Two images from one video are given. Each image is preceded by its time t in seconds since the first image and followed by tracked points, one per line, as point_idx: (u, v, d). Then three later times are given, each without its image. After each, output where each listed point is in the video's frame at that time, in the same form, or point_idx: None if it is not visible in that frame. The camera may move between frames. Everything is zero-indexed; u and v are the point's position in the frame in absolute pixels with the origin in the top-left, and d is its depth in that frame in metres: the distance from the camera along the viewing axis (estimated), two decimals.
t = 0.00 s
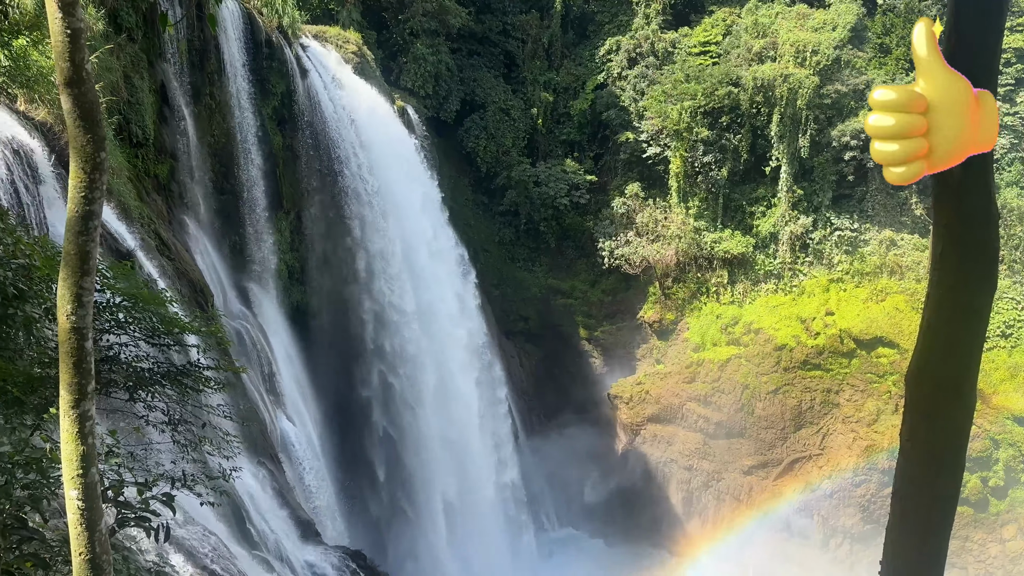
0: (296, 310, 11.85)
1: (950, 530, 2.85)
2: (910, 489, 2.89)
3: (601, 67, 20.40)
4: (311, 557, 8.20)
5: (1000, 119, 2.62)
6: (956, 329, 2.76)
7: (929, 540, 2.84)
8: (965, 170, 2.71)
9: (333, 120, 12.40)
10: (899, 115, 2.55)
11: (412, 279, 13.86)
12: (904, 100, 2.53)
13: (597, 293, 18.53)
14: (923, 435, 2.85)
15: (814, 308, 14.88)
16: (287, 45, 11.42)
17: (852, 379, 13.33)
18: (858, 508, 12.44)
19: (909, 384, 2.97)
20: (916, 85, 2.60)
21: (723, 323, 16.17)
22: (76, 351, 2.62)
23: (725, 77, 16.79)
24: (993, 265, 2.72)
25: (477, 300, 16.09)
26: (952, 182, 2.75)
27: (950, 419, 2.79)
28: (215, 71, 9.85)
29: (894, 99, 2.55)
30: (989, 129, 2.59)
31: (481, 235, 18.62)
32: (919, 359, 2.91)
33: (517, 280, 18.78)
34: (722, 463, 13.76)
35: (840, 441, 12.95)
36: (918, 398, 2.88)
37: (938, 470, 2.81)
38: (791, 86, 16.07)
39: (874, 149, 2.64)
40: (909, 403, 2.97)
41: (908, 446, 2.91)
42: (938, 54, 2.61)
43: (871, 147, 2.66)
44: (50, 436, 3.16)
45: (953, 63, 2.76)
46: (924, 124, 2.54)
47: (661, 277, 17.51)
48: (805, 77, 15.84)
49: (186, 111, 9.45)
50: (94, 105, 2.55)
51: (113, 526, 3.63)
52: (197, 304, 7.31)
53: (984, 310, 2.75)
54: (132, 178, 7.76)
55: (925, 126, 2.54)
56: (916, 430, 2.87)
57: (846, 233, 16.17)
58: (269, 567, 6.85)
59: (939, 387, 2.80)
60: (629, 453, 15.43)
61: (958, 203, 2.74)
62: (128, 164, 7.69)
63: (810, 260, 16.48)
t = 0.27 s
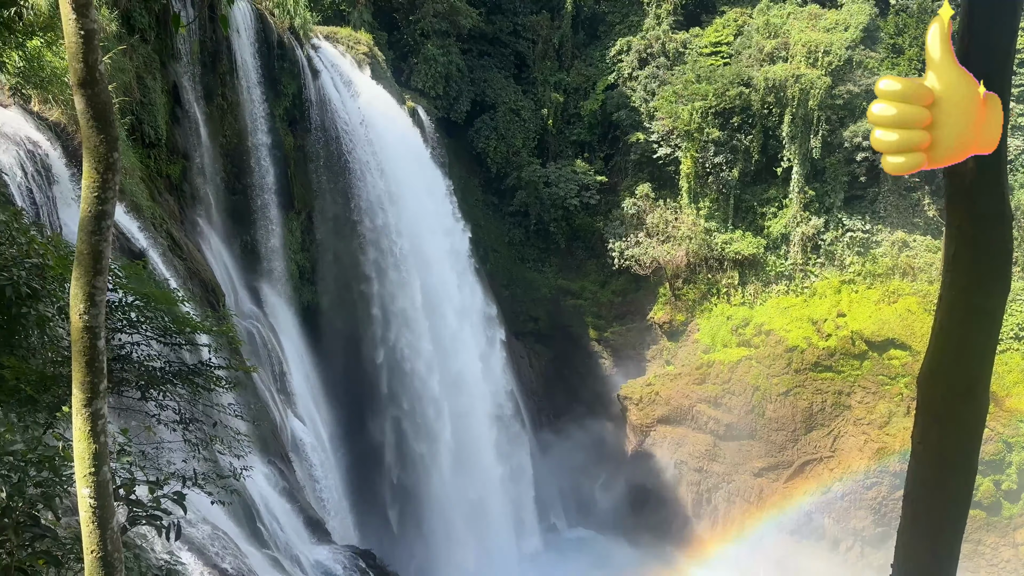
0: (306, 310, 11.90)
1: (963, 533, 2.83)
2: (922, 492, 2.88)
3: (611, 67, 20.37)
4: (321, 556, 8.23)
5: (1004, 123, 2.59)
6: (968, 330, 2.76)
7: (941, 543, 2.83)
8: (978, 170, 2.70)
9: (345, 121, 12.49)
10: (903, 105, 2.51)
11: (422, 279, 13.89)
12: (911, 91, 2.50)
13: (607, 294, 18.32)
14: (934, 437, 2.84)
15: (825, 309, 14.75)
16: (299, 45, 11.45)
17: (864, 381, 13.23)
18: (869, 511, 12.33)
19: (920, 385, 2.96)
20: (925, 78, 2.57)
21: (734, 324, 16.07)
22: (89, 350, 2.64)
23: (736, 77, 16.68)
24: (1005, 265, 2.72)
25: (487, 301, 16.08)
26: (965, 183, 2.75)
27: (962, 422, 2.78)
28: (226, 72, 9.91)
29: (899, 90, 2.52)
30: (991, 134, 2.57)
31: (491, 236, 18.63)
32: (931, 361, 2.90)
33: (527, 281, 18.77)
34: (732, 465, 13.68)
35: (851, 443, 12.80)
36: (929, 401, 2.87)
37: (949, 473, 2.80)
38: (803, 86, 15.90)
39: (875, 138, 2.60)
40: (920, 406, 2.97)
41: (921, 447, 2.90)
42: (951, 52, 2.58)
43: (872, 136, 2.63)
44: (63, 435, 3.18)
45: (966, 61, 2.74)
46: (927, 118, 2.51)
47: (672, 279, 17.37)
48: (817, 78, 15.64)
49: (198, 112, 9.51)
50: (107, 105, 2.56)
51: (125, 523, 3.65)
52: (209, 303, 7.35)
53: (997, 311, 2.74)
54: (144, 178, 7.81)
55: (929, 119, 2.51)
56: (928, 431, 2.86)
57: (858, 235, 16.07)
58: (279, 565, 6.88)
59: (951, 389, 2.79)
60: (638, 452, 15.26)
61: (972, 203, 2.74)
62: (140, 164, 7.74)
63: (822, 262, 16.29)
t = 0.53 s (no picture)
0: (316, 310, 11.95)
1: (974, 533, 2.95)
2: (935, 493, 3.00)
3: (622, 68, 20.31)
4: (331, 555, 8.25)
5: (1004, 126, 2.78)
6: (979, 335, 2.91)
7: (955, 543, 2.93)
8: (992, 171, 2.87)
9: (356, 123, 12.54)
10: (907, 101, 2.73)
11: (431, 280, 13.92)
12: (912, 88, 2.72)
13: (617, 295, 18.32)
14: (947, 442, 2.96)
15: (837, 312, 14.61)
16: (310, 46, 11.48)
17: (875, 384, 13.05)
18: (881, 514, 12.24)
19: (934, 391, 3.08)
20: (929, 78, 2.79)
21: (745, 326, 15.92)
22: (101, 349, 2.64)
23: (748, 78, 16.56)
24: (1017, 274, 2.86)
25: (496, 301, 16.08)
26: (979, 184, 2.91)
27: (974, 425, 2.91)
28: (238, 73, 9.97)
29: (904, 85, 2.73)
30: (991, 134, 2.73)
31: (501, 237, 18.61)
32: (942, 370, 3.04)
33: (537, 281, 18.72)
34: (743, 467, 13.58)
35: (863, 446, 12.66)
36: (941, 407, 3.01)
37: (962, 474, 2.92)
38: (815, 86, 15.76)
39: (876, 132, 2.83)
40: (932, 412, 3.10)
41: (934, 449, 3.03)
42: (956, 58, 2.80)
43: (874, 129, 2.85)
44: (74, 434, 3.21)
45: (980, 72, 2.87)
46: (929, 114, 2.72)
47: (682, 279, 17.27)
48: (829, 78, 15.50)
49: (210, 113, 9.58)
50: (120, 105, 2.56)
51: (138, 522, 3.65)
52: (220, 303, 7.39)
53: (1009, 319, 2.88)
54: (157, 179, 7.88)
55: (929, 114, 2.72)
56: (942, 434, 2.98)
57: (870, 236, 15.80)
58: (289, 565, 6.90)
59: (964, 391, 2.92)
60: (650, 454, 15.14)
61: (983, 212, 2.90)
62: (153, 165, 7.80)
63: (835, 262, 16.05)
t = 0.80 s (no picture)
0: (327, 311, 12.00)
1: (987, 547, 2.60)
2: (944, 500, 2.65)
3: (633, 69, 20.20)
4: (341, 555, 8.26)
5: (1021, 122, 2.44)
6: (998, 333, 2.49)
7: (964, 558, 2.60)
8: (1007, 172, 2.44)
9: (367, 124, 12.57)
10: (903, 105, 2.47)
11: (442, 282, 13.92)
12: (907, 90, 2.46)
13: (627, 297, 18.22)
14: (957, 448, 2.60)
15: (848, 313, 14.37)
16: (322, 47, 11.48)
17: (888, 386, 12.88)
18: (893, 517, 11.97)
19: (945, 391, 2.69)
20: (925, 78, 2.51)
21: (756, 328, 15.79)
22: (114, 349, 2.65)
23: (760, 78, 16.49)
24: None
25: (506, 302, 16.06)
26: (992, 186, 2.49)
27: (989, 432, 2.53)
28: (250, 74, 10.03)
29: (900, 89, 2.47)
30: (993, 133, 2.40)
31: (511, 238, 18.59)
32: (956, 365, 2.63)
33: (547, 282, 18.65)
34: (753, 470, 13.45)
35: (874, 450, 12.48)
36: (952, 409, 2.62)
37: (976, 484, 2.56)
38: (827, 87, 15.55)
39: (874, 138, 2.58)
40: (944, 411, 2.70)
41: (944, 455, 2.65)
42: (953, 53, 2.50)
43: (872, 137, 2.60)
44: (86, 433, 3.22)
45: (994, 59, 2.50)
46: (926, 118, 2.46)
47: (693, 281, 17.17)
48: (842, 79, 15.36)
49: (222, 114, 9.64)
50: (133, 106, 2.56)
51: (149, 521, 3.65)
52: (232, 303, 7.44)
53: None
54: (169, 180, 7.93)
55: (927, 118, 2.46)
56: (953, 439, 2.61)
57: (882, 238, 15.73)
58: (299, 565, 6.92)
59: (976, 398, 2.54)
60: (659, 457, 15.12)
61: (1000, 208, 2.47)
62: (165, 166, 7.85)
63: (846, 264, 15.99)
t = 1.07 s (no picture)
0: (338, 311, 12.06)
1: (997, 562, 2.50)
2: (958, 510, 2.52)
3: (644, 71, 20.13)
4: (350, 555, 8.28)
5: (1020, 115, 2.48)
6: (1015, 337, 2.40)
7: (972, 574, 2.49)
8: (1020, 177, 2.35)
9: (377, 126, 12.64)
10: (899, 115, 2.54)
11: (452, 283, 13.92)
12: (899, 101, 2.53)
13: (638, 297, 18.00)
14: (971, 454, 2.49)
15: (860, 316, 14.32)
16: (334, 49, 11.53)
17: (900, 390, 12.76)
18: (905, 521, 11.78)
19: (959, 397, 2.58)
20: (914, 86, 2.59)
21: (768, 329, 15.62)
22: (126, 349, 2.66)
23: (772, 80, 16.43)
24: None
25: (516, 304, 16.05)
26: (1005, 190, 2.39)
27: (1003, 439, 2.44)
28: (262, 76, 10.09)
29: (893, 99, 2.53)
30: (992, 127, 2.44)
31: (522, 240, 18.56)
32: (968, 371, 2.54)
33: (558, 283, 18.56)
34: (764, 473, 13.36)
35: (886, 454, 12.39)
36: (964, 416, 2.53)
37: (987, 495, 2.46)
38: (840, 89, 15.27)
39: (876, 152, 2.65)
40: (955, 419, 2.61)
41: (958, 462, 2.54)
42: (938, 54, 2.59)
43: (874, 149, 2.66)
44: (98, 432, 3.26)
45: (1011, 61, 2.42)
46: (923, 125, 2.54)
47: (703, 283, 17.01)
48: (855, 80, 15.10)
49: (234, 115, 9.71)
50: (146, 107, 2.56)
51: (160, 520, 3.67)
52: (244, 303, 7.48)
53: None
54: (182, 181, 7.99)
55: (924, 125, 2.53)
56: (967, 446, 2.50)
57: (895, 240, 15.54)
58: (309, 565, 6.94)
59: (995, 402, 2.43)
60: (667, 461, 15.06)
61: (1014, 213, 2.38)
62: (178, 166, 7.91)
63: (858, 266, 15.83)
